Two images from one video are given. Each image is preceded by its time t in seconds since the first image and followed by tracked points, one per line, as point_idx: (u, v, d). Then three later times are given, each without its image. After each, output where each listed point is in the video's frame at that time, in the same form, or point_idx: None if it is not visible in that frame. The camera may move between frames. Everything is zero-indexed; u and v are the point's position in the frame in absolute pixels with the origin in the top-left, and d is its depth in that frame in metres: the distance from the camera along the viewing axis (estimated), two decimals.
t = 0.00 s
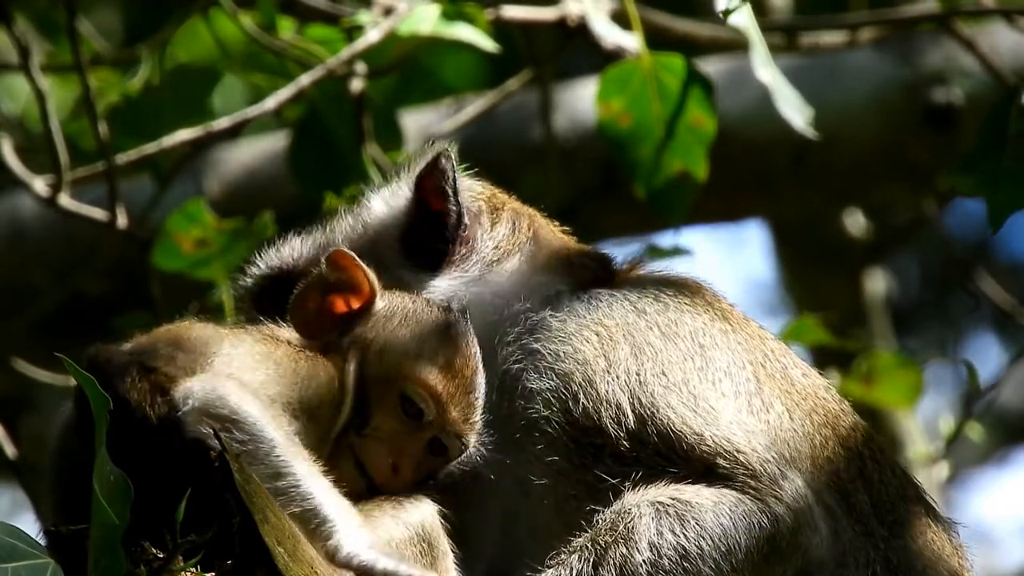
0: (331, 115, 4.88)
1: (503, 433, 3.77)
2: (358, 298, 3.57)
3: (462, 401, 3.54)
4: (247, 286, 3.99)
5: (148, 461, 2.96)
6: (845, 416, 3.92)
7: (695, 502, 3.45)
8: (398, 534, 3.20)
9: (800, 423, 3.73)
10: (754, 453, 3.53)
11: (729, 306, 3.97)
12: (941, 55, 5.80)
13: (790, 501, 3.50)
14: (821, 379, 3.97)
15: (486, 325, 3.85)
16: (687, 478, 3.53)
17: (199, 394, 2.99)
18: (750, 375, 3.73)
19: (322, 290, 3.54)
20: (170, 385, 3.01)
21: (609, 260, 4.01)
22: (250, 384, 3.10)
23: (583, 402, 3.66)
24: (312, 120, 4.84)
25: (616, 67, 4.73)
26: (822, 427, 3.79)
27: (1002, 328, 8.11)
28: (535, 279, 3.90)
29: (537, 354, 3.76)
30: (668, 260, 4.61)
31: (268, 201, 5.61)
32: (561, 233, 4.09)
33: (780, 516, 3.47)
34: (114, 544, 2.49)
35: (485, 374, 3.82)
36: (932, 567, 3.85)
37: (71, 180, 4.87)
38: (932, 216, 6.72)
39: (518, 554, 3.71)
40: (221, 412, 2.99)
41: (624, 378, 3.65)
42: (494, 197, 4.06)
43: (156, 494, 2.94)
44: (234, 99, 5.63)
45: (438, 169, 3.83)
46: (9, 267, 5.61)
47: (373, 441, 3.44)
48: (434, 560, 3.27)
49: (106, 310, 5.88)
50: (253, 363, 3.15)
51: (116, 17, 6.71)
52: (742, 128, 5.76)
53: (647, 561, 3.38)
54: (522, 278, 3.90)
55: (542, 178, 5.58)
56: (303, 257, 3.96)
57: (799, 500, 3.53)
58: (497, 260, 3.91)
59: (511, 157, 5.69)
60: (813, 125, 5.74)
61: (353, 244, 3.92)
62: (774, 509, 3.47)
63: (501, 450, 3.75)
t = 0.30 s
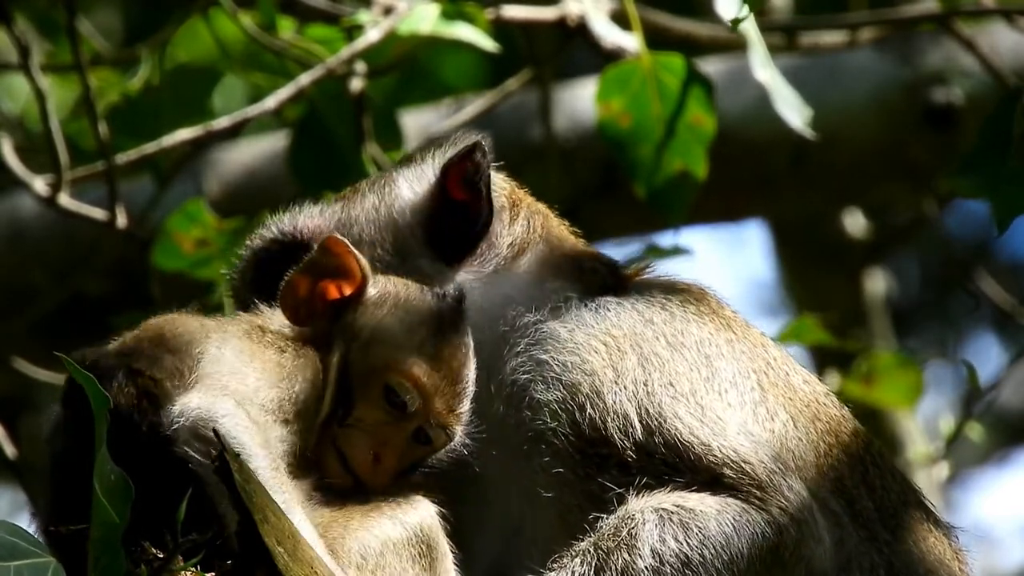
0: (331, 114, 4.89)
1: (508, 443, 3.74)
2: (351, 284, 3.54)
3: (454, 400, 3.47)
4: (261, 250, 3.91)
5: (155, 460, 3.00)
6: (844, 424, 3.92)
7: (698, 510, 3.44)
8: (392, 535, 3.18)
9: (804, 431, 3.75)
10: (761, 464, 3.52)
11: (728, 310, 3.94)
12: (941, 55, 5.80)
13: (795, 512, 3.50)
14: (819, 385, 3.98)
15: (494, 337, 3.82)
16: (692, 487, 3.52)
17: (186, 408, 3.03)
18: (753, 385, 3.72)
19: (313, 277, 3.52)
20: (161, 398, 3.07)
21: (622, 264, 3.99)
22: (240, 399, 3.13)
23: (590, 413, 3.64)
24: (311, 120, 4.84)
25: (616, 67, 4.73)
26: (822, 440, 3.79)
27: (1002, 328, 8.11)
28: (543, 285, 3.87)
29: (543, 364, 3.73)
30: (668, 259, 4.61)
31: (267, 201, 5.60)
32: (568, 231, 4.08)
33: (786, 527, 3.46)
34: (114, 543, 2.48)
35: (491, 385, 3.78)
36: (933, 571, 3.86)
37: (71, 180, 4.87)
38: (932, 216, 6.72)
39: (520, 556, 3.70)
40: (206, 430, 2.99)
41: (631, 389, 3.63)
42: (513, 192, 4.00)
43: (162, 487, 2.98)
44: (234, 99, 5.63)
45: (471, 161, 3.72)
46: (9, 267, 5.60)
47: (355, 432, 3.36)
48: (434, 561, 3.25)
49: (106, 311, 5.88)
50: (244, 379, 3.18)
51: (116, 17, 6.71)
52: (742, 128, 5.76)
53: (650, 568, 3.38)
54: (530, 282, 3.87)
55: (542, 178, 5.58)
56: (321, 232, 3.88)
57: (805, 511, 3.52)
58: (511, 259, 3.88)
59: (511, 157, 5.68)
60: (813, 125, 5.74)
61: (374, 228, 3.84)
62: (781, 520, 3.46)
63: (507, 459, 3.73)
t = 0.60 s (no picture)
0: (331, 113, 4.91)
1: (511, 448, 3.71)
2: (360, 291, 3.52)
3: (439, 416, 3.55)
4: (279, 212, 3.95)
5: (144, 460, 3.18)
6: (844, 429, 3.92)
7: (702, 516, 3.43)
8: (382, 533, 3.09)
9: (807, 436, 3.76)
10: (765, 471, 3.52)
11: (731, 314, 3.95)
12: (942, 55, 5.81)
13: (798, 519, 3.49)
14: (821, 389, 3.98)
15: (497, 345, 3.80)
16: (696, 492, 3.51)
17: (160, 403, 3.19)
18: (756, 392, 3.72)
19: (328, 277, 3.51)
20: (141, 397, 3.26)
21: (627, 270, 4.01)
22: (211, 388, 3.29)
23: (594, 419, 3.63)
24: (311, 120, 4.83)
25: (616, 67, 4.72)
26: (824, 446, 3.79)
27: (1002, 328, 8.11)
28: (550, 290, 3.86)
29: (547, 370, 3.71)
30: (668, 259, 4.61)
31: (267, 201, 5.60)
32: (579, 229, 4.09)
33: (789, 534, 3.46)
34: (115, 543, 2.45)
35: (495, 390, 3.76)
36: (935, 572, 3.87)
37: (71, 180, 4.86)
38: (932, 216, 6.72)
39: (522, 557, 3.68)
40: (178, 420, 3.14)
41: (635, 395, 3.62)
42: (529, 186, 4.01)
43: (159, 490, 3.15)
44: (234, 98, 5.63)
45: (496, 155, 3.77)
46: (9, 267, 5.60)
47: (346, 443, 3.40)
48: (428, 560, 3.16)
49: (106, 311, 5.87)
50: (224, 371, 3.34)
51: (116, 16, 6.70)
52: (742, 128, 5.76)
53: (653, 571, 3.37)
54: (537, 285, 3.86)
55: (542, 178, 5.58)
56: (341, 209, 3.91)
57: (807, 518, 3.52)
58: (527, 253, 3.88)
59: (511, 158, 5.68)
60: (813, 125, 5.74)
61: (395, 216, 3.87)
62: (784, 528, 3.46)
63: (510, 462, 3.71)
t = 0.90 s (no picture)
0: (331, 115, 4.91)
1: (512, 453, 3.69)
2: (397, 349, 3.30)
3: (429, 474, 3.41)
4: (294, 208, 3.88)
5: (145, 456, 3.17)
6: (845, 432, 3.92)
7: (703, 519, 3.43)
8: (383, 535, 3.04)
9: (808, 439, 3.76)
10: (766, 476, 3.53)
11: (732, 318, 3.96)
12: (942, 55, 5.82)
13: (798, 523, 3.51)
14: (820, 392, 3.99)
15: (499, 351, 3.78)
16: (698, 495, 3.51)
17: (137, 291, 3.09)
18: (757, 396, 3.73)
19: (376, 326, 3.26)
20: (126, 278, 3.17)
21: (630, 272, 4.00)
22: (199, 304, 3.13)
23: (596, 425, 3.63)
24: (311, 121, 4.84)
25: (616, 68, 4.71)
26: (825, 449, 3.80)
27: (1002, 328, 8.11)
28: (554, 295, 3.86)
29: (550, 376, 3.70)
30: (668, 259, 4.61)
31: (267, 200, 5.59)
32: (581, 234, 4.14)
33: (790, 538, 3.48)
34: (115, 544, 2.45)
35: (497, 396, 3.73)
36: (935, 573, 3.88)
37: (71, 180, 4.87)
38: (931, 216, 6.72)
39: (523, 560, 3.66)
40: (146, 316, 3.04)
41: (638, 401, 3.62)
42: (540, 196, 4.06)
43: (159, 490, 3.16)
44: (233, 98, 5.64)
45: (520, 160, 3.83)
46: (9, 267, 5.60)
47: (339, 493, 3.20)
48: (428, 561, 3.12)
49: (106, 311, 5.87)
50: (225, 315, 3.16)
51: (116, 16, 6.70)
52: (742, 128, 5.76)
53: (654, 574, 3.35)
54: (542, 289, 3.87)
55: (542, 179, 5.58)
56: (360, 201, 3.92)
57: (807, 522, 3.54)
58: (536, 258, 3.91)
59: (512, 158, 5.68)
60: (813, 125, 5.74)
61: (416, 213, 3.90)
62: (784, 531, 3.47)
63: (511, 468, 3.68)
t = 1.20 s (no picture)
0: (331, 115, 4.93)
1: (514, 459, 3.70)
2: (396, 357, 3.25)
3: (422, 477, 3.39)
4: (304, 202, 3.89)
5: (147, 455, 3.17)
6: (845, 437, 3.92)
7: (705, 522, 3.43)
8: (384, 534, 3.04)
9: (809, 443, 3.77)
10: (767, 479, 3.53)
11: (734, 322, 3.97)
12: (942, 55, 5.82)
13: (799, 526, 3.50)
14: (820, 394, 3.99)
15: (503, 355, 3.78)
16: (698, 499, 3.51)
17: (151, 293, 3.10)
18: (759, 401, 3.72)
19: (378, 335, 3.23)
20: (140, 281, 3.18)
21: (633, 275, 4.00)
22: (212, 306, 3.12)
23: (598, 429, 3.63)
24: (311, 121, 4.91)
25: (616, 69, 4.71)
26: (825, 454, 3.80)
27: (1002, 328, 8.11)
28: (557, 299, 3.85)
29: (553, 380, 3.70)
30: (668, 260, 4.61)
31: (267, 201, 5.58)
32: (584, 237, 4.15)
33: (790, 541, 3.47)
34: (115, 544, 2.44)
35: (500, 401, 3.74)
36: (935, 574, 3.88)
37: (71, 181, 4.87)
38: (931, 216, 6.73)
39: (523, 562, 3.66)
40: (159, 319, 3.05)
41: (640, 405, 3.63)
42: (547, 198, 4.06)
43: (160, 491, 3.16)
44: (233, 98, 5.64)
45: (535, 163, 3.84)
46: (9, 267, 5.60)
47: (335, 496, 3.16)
48: (427, 560, 3.13)
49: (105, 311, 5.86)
50: (238, 318, 3.14)
51: (116, 17, 6.71)
52: (742, 129, 5.75)
53: None
54: (545, 292, 3.86)
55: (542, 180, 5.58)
56: (373, 197, 3.92)
57: (808, 525, 3.53)
58: (540, 261, 3.90)
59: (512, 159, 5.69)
60: (813, 126, 5.74)
61: (429, 213, 3.89)
62: (785, 534, 3.46)
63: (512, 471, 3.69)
